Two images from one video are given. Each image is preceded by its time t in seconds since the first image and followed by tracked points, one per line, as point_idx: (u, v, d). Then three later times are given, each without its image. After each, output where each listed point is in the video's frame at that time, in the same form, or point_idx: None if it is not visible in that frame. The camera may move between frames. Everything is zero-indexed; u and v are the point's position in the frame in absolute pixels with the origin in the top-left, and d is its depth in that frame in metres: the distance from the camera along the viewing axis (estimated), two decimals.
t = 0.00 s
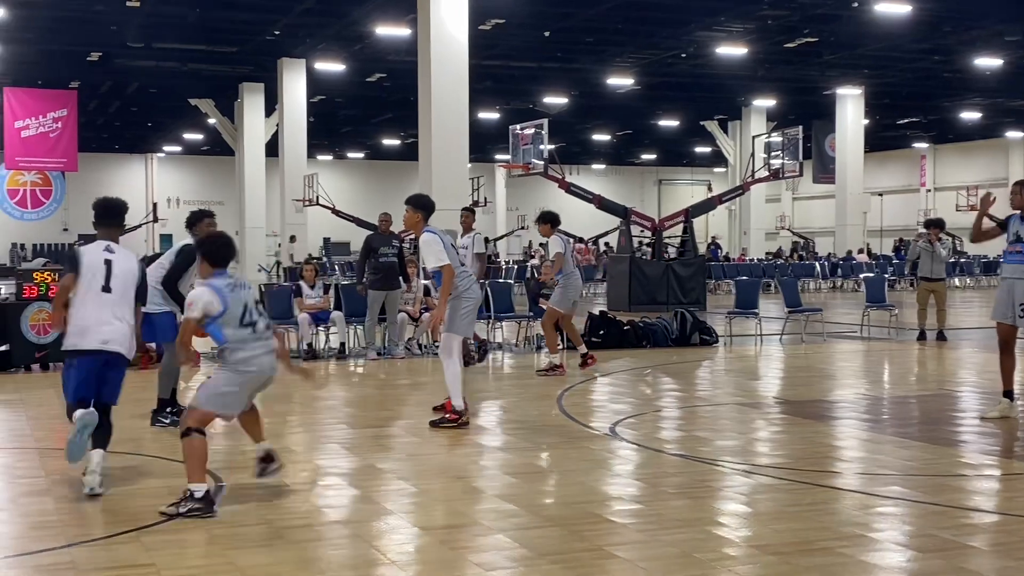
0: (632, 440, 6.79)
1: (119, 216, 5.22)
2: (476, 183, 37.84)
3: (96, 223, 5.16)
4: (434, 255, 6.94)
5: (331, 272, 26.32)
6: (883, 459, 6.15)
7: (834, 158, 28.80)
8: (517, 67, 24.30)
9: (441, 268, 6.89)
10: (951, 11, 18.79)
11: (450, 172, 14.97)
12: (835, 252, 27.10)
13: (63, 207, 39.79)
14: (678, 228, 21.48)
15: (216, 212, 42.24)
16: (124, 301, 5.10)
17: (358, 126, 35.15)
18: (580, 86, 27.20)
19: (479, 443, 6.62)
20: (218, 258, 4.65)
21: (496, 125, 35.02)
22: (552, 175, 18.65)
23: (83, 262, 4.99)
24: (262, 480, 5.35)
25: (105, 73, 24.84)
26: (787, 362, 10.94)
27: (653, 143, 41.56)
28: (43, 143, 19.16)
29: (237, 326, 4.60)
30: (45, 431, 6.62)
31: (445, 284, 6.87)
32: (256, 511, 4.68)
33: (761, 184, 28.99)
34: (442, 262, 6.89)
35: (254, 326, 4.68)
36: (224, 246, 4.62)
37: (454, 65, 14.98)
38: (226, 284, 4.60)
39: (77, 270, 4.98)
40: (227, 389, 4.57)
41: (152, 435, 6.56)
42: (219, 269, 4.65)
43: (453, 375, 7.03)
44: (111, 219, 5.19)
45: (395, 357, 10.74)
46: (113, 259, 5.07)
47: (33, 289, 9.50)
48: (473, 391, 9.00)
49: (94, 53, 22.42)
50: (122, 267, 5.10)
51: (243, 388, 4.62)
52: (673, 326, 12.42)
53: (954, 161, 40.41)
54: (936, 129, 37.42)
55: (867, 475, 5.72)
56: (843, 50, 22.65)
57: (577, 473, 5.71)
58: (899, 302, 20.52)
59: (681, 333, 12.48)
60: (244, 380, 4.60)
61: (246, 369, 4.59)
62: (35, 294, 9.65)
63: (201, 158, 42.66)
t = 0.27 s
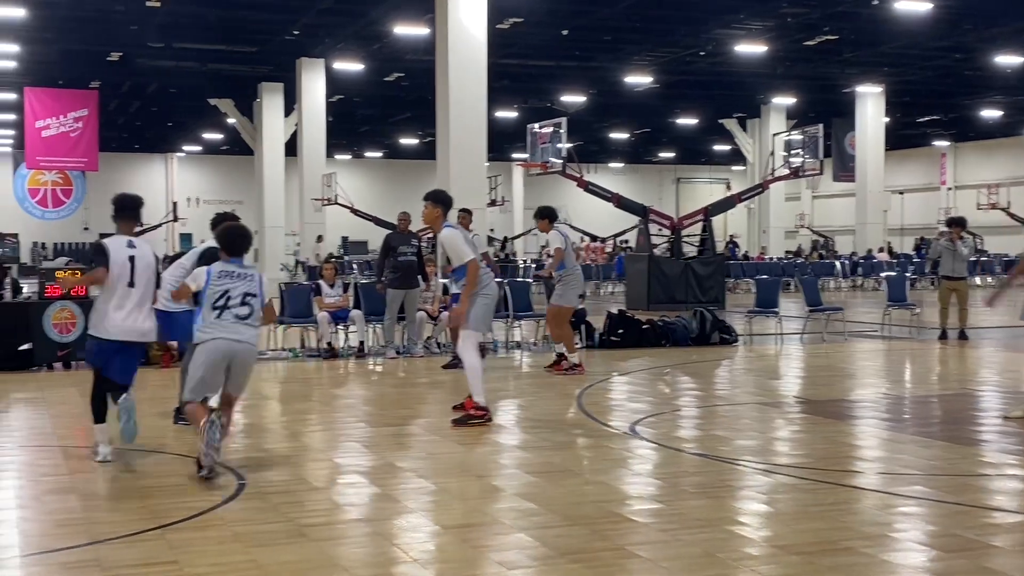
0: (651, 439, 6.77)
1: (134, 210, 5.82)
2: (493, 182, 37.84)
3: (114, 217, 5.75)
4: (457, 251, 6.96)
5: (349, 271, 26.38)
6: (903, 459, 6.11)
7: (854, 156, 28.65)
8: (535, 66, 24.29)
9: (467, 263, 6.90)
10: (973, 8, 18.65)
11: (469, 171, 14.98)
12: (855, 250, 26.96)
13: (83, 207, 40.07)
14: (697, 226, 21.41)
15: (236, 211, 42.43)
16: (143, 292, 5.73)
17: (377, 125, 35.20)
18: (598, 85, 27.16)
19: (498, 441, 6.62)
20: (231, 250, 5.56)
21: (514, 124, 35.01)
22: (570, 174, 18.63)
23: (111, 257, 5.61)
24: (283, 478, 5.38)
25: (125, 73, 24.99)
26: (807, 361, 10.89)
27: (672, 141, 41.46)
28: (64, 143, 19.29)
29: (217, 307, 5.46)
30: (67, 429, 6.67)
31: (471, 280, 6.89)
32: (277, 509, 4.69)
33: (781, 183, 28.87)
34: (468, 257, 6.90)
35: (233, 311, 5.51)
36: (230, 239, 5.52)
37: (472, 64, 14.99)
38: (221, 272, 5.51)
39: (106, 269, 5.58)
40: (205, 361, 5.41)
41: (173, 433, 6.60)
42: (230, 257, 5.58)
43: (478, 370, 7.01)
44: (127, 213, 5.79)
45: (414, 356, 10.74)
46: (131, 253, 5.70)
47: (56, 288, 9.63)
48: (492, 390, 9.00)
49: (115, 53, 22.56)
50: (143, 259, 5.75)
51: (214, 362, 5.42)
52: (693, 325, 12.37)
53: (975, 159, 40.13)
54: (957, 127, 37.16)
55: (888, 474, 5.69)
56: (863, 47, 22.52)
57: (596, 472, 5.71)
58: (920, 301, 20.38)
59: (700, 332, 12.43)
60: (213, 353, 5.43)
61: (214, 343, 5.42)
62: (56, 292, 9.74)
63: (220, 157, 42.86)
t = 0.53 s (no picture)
0: (669, 441, 6.73)
1: (168, 211, 6.26)
2: (510, 183, 37.81)
3: (149, 217, 6.22)
4: (476, 249, 6.96)
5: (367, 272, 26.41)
6: (922, 461, 6.06)
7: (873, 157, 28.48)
8: (552, 66, 24.25)
9: (487, 261, 6.90)
10: (994, 9, 18.49)
11: (486, 171, 14.97)
12: (874, 252, 26.79)
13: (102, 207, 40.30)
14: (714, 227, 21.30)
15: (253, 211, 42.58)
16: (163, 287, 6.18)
17: (394, 126, 35.24)
18: (616, 85, 27.10)
19: (514, 443, 6.61)
20: (238, 239, 6.02)
21: (531, 125, 34.98)
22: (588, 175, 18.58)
23: (131, 253, 6.10)
24: (300, 477, 5.38)
25: (144, 74, 25.11)
26: (826, 363, 10.81)
27: (689, 142, 41.33)
28: (84, 144, 19.40)
29: (233, 296, 5.93)
30: (85, 429, 6.69)
31: (490, 278, 6.89)
32: (295, 509, 4.68)
33: (800, 184, 28.72)
34: (486, 255, 6.90)
35: (249, 297, 5.98)
36: (236, 231, 5.97)
37: (490, 64, 14.97)
38: (233, 261, 5.95)
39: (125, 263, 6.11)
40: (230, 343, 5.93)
41: (190, 432, 6.61)
42: (238, 247, 6.03)
43: (497, 370, 7.00)
44: (161, 214, 6.24)
45: (431, 357, 10.72)
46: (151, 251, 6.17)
47: (76, 288, 9.68)
48: (509, 391, 8.99)
49: (134, 55, 22.67)
50: (163, 258, 6.18)
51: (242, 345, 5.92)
52: (710, 327, 12.30)
53: (995, 160, 39.84)
54: (977, 128, 36.89)
55: (907, 477, 5.63)
56: (883, 48, 22.37)
57: (613, 474, 5.69)
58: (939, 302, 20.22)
59: (718, 334, 12.37)
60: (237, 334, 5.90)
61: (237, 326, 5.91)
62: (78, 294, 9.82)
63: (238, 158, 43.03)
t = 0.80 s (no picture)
0: (682, 445, 6.70)
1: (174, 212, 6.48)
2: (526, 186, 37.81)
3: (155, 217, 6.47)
4: (493, 250, 6.94)
5: (382, 274, 26.46)
6: (937, 467, 6.01)
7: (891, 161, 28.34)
8: (569, 69, 24.24)
9: (505, 261, 6.87)
10: (1013, 12, 18.38)
11: (501, 174, 14.97)
12: (891, 255, 26.67)
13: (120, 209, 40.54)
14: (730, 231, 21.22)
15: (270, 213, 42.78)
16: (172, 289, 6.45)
17: (411, 128, 35.31)
18: (633, 88, 27.05)
19: (527, 446, 6.59)
20: (263, 264, 6.35)
21: (547, 128, 34.98)
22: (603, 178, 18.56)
23: (143, 256, 6.37)
24: (311, 480, 5.38)
25: (162, 76, 25.24)
26: (842, 368, 10.74)
27: (706, 145, 41.22)
28: (102, 145, 19.52)
29: (246, 314, 6.27)
30: (99, 430, 6.72)
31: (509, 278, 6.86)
32: (306, 511, 4.69)
33: (817, 187, 28.59)
34: (505, 256, 6.87)
35: (264, 320, 6.31)
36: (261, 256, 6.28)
37: (505, 67, 14.98)
38: (251, 283, 6.29)
39: (137, 265, 6.35)
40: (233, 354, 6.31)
41: (204, 434, 6.63)
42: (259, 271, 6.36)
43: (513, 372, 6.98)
44: (168, 214, 6.47)
45: (445, 359, 10.71)
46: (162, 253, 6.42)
47: (91, 289, 9.75)
48: (522, 393, 8.98)
49: (152, 57, 22.79)
50: (172, 258, 6.46)
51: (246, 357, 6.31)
52: (725, 331, 12.25)
53: (1015, 164, 39.55)
54: (996, 132, 36.65)
55: (922, 483, 5.59)
56: (901, 51, 22.25)
57: (624, 477, 5.67)
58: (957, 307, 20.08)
59: (733, 337, 12.32)
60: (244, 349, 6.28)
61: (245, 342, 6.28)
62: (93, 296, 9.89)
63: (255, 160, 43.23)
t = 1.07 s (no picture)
0: (692, 452, 6.67)
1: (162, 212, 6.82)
2: (540, 191, 37.81)
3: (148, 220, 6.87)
4: (504, 255, 6.93)
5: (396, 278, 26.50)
6: (950, 476, 5.96)
7: (907, 167, 28.19)
8: (584, 74, 24.24)
9: (516, 267, 6.86)
10: None
11: (514, 178, 14.97)
12: (907, 262, 26.51)
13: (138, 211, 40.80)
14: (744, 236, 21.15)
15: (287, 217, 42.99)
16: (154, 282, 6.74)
17: (426, 133, 35.38)
18: (648, 93, 27.02)
19: (536, 451, 6.58)
20: (210, 239, 6.43)
21: (562, 133, 34.97)
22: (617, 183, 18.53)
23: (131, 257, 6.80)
24: (318, 484, 5.38)
25: (179, 80, 25.38)
26: (855, 375, 10.68)
27: (722, 150, 41.11)
28: (119, 148, 19.65)
29: (198, 290, 6.39)
30: (109, 432, 6.74)
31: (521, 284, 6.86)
32: (310, 515, 4.69)
33: (833, 193, 28.47)
34: (517, 261, 6.87)
35: (214, 293, 6.40)
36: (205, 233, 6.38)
37: (520, 72, 14.99)
38: (202, 259, 6.42)
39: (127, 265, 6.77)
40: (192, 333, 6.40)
41: (213, 437, 6.64)
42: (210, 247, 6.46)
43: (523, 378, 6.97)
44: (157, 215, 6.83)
45: (456, 363, 10.71)
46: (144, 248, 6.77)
47: (104, 291, 9.86)
48: (531, 398, 8.97)
49: (169, 60, 22.91)
50: (155, 254, 6.78)
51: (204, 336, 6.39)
52: (738, 337, 12.21)
53: None
54: (1014, 138, 36.40)
55: (934, 492, 5.54)
56: (918, 57, 22.14)
57: (632, 484, 5.64)
58: (972, 315, 19.94)
59: (745, 343, 12.27)
60: (199, 327, 6.38)
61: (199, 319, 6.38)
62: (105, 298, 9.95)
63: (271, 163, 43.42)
